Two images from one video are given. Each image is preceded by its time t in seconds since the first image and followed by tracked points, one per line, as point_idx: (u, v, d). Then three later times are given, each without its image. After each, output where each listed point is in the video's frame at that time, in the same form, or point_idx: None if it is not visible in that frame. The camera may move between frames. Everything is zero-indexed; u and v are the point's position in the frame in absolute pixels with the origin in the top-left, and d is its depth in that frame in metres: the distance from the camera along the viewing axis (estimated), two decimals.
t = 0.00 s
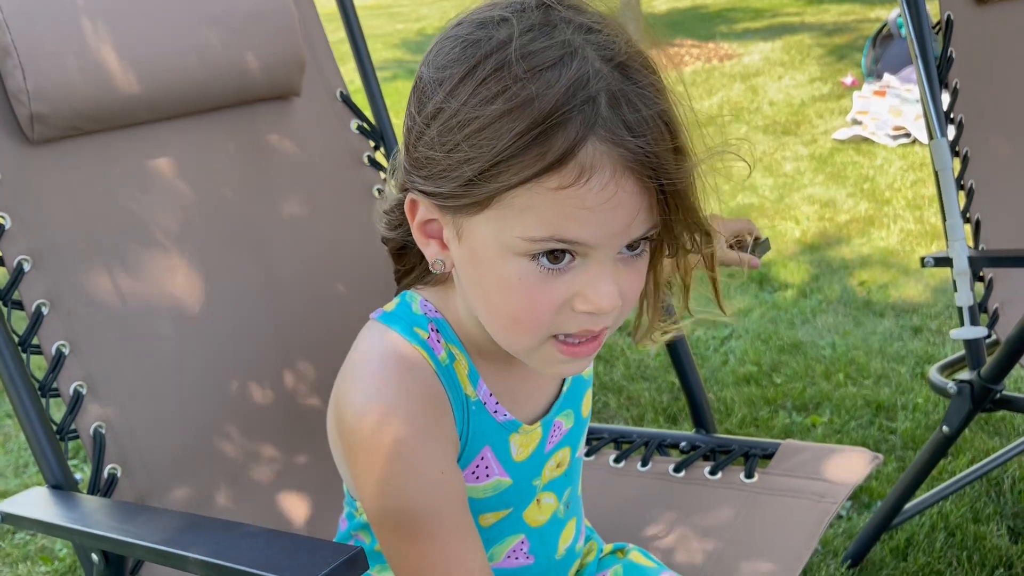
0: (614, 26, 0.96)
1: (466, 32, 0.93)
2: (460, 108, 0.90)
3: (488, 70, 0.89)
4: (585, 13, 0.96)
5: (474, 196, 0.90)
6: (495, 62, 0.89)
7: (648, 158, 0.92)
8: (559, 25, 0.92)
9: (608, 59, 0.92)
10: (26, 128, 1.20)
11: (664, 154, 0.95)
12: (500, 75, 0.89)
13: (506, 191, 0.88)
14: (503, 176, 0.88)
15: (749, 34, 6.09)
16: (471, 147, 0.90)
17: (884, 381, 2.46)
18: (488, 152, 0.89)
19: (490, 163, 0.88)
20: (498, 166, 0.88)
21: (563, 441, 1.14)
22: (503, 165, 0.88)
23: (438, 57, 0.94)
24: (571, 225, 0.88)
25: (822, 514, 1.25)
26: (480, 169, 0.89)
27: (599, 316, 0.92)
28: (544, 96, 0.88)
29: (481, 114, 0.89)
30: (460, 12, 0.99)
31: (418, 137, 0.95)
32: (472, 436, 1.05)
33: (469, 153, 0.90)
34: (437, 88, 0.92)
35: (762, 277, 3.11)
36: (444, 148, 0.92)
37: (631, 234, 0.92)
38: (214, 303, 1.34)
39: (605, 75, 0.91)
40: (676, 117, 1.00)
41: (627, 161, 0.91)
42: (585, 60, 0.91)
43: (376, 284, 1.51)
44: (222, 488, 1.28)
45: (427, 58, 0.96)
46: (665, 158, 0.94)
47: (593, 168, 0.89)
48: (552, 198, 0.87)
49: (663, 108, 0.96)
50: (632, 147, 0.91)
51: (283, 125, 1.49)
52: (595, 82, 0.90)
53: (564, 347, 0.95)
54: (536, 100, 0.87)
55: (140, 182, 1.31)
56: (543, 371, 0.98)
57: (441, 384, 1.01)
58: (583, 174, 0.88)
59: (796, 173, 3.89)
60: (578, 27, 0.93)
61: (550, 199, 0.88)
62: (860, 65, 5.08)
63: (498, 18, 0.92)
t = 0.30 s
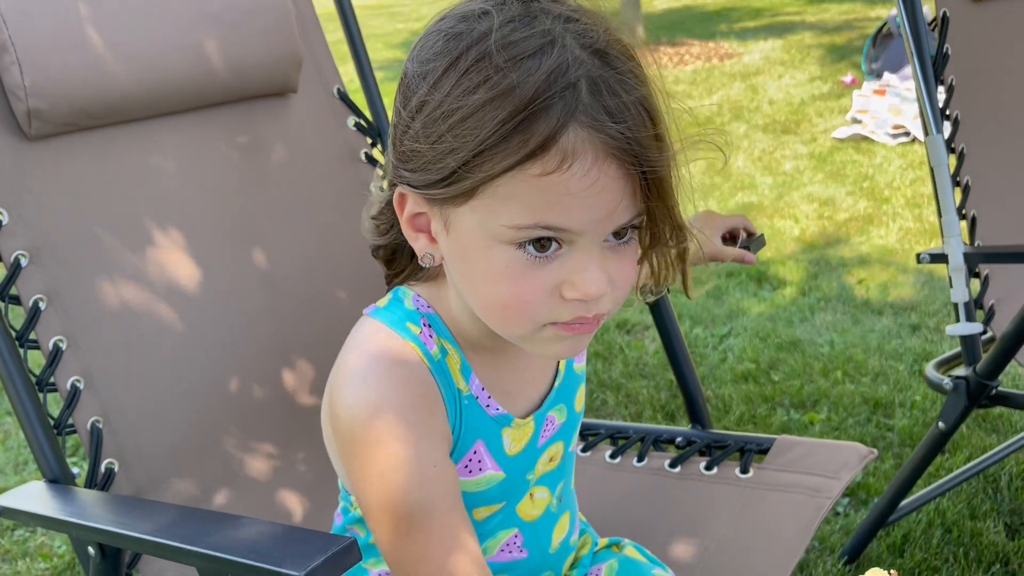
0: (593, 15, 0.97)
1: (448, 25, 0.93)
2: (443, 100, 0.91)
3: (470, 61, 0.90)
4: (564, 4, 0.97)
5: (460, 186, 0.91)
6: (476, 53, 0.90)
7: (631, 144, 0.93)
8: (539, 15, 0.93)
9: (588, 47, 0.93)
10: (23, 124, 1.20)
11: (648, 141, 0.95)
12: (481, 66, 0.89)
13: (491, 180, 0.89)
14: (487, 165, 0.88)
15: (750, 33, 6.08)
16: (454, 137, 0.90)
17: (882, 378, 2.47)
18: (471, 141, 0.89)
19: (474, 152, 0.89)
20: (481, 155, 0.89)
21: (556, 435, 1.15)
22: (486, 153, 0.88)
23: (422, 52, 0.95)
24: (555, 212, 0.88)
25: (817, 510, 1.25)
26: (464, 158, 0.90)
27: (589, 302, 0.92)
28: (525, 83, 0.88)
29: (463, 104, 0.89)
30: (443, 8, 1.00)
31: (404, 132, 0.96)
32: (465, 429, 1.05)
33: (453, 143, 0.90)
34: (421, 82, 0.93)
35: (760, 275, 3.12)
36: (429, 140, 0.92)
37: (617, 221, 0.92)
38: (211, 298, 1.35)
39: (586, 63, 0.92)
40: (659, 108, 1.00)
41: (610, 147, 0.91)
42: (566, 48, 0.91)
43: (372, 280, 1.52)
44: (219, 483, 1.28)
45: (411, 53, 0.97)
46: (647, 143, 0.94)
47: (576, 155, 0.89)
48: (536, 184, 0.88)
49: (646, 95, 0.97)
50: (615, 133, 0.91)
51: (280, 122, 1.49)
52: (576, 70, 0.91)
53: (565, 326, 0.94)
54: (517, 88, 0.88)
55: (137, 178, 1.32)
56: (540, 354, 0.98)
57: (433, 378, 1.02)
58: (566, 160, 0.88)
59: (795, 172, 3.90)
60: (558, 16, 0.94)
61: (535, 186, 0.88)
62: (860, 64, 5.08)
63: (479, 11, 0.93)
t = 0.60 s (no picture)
0: (589, 24, 0.98)
1: (444, 30, 0.94)
2: (438, 106, 0.91)
3: (466, 68, 0.90)
4: (560, 12, 0.97)
5: (453, 192, 0.91)
6: (473, 60, 0.90)
7: (624, 155, 0.93)
8: (535, 24, 0.93)
9: (583, 56, 0.94)
10: (24, 124, 1.21)
11: (639, 151, 0.96)
12: (478, 73, 0.90)
13: (485, 188, 0.89)
14: (481, 172, 0.89)
15: (750, 33, 6.08)
16: (449, 144, 0.90)
17: (881, 378, 2.47)
18: (465, 148, 0.89)
19: (468, 159, 0.89)
20: (476, 163, 0.89)
21: (548, 432, 1.15)
22: (480, 161, 0.89)
23: (416, 56, 0.95)
24: (548, 220, 0.89)
25: (813, 510, 1.26)
26: (458, 166, 0.90)
27: (578, 307, 0.93)
28: (521, 93, 0.89)
29: (458, 111, 0.90)
30: (438, 11, 1.00)
31: (397, 135, 0.96)
32: (456, 427, 1.06)
33: (448, 150, 0.91)
34: (416, 86, 0.93)
35: (760, 275, 3.12)
36: (423, 145, 0.93)
37: (607, 228, 0.93)
38: (211, 298, 1.35)
39: (580, 73, 0.92)
40: (651, 116, 1.01)
41: (603, 158, 0.92)
42: (561, 58, 0.92)
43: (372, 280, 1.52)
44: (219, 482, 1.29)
45: (405, 55, 0.97)
46: (639, 154, 0.95)
47: (570, 165, 0.90)
48: (530, 194, 0.89)
49: (637, 105, 0.98)
50: (608, 143, 0.92)
51: (279, 122, 1.50)
52: (571, 80, 0.91)
53: (552, 329, 0.95)
54: (513, 98, 0.88)
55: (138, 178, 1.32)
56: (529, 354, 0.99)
57: (423, 376, 1.03)
58: (560, 170, 0.89)
59: (795, 172, 3.90)
60: (553, 25, 0.94)
61: (529, 195, 0.89)
62: (860, 64, 5.08)
63: (475, 15, 0.94)
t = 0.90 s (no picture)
0: (589, 23, 0.98)
1: (444, 28, 0.94)
2: (437, 103, 0.92)
3: (465, 66, 0.91)
4: (561, 10, 0.98)
5: (451, 189, 0.92)
6: (472, 58, 0.91)
7: (621, 154, 0.94)
8: (535, 23, 0.94)
9: (582, 56, 0.94)
10: (26, 121, 1.21)
11: (637, 150, 0.96)
12: (476, 71, 0.90)
13: (482, 185, 0.90)
14: (478, 169, 0.90)
15: (751, 33, 6.09)
16: (447, 141, 0.91)
17: (880, 376, 2.48)
18: (463, 146, 0.90)
19: (466, 156, 0.90)
20: (473, 160, 0.90)
21: (546, 427, 1.15)
22: (478, 158, 0.89)
23: (416, 52, 0.96)
24: (545, 218, 0.89)
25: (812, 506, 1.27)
26: (456, 163, 0.91)
27: (575, 304, 0.93)
28: (519, 92, 0.89)
29: (457, 108, 0.90)
30: (439, 8, 1.01)
31: (396, 130, 0.97)
32: (455, 420, 1.07)
33: (446, 147, 0.91)
34: (416, 83, 0.94)
35: (760, 274, 3.12)
36: (422, 141, 0.93)
37: (604, 226, 0.93)
38: (212, 294, 1.36)
39: (578, 72, 0.93)
40: (650, 115, 1.01)
41: (600, 156, 0.92)
42: (559, 57, 0.92)
43: (373, 277, 1.53)
44: (221, 477, 1.29)
45: (406, 51, 0.98)
46: (636, 153, 0.96)
47: (567, 163, 0.90)
48: (526, 191, 0.89)
49: (637, 104, 0.98)
50: (606, 143, 0.92)
51: (280, 119, 1.50)
52: (569, 79, 0.92)
53: (549, 325, 0.95)
54: (511, 96, 0.89)
55: (140, 175, 1.33)
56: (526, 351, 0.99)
57: (422, 371, 1.03)
58: (556, 168, 0.90)
59: (795, 171, 3.91)
60: (553, 24, 0.95)
61: (525, 192, 0.89)
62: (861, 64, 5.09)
63: (475, 13, 0.94)
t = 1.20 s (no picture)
0: (594, 18, 0.98)
1: (449, 22, 0.94)
2: (442, 97, 0.91)
3: (471, 60, 0.91)
4: (567, 6, 0.98)
5: (455, 184, 0.91)
6: (477, 52, 0.91)
7: (626, 151, 0.94)
8: (540, 18, 0.94)
9: (587, 51, 0.94)
10: (26, 115, 1.21)
11: (642, 146, 0.96)
12: (482, 65, 0.90)
13: (486, 180, 0.90)
14: (482, 165, 0.89)
15: (751, 32, 6.09)
16: (451, 135, 0.91)
17: (881, 375, 2.47)
18: (467, 140, 0.90)
19: (471, 151, 0.90)
20: (478, 155, 0.89)
21: (547, 424, 1.15)
22: (482, 153, 0.89)
23: (421, 47, 0.96)
24: (549, 214, 0.89)
25: (813, 503, 1.27)
26: (460, 157, 0.90)
27: (579, 302, 0.93)
28: (524, 87, 0.89)
29: (461, 103, 0.90)
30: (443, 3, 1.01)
31: (400, 125, 0.97)
32: (457, 417, 1.06)
33: (450, 142, 0.91)
34: (420, 77, 0.94)
35: (760, 273, 3.12)
36: (426, 136, 0.93)
37: (607, 224, 0.93)
38: (212, 290, 1.35)
39: (584, 68, 0.93)
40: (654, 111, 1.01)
41: (605, 152, 0.92)
42: (565, 52, 0.92)
43: (373, 274, 1.52)
44: (221, 474, 1.29)
45: (410, 46, 0.97)
46: (641, 149, 0.96)
47: (572, 158, 0.90)
48: (531, 186, 0.89)
49: (641, 99, 0.98)
50: (611, 139, 0.92)
51: (280, 116, 1.50)
52: (575, 74, 0.92)
53: (554, 325, 0.95)
54: (516, 91, 0.89)
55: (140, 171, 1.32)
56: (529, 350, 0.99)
57: (424, 366, 1.03)
58: (561, 164, 0.89)
59: (796, 171, 3.90)
60: (559, 20, 0.95)
61: (530, 188, 0.89)
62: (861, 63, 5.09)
63: (480, 8, 0.94)
